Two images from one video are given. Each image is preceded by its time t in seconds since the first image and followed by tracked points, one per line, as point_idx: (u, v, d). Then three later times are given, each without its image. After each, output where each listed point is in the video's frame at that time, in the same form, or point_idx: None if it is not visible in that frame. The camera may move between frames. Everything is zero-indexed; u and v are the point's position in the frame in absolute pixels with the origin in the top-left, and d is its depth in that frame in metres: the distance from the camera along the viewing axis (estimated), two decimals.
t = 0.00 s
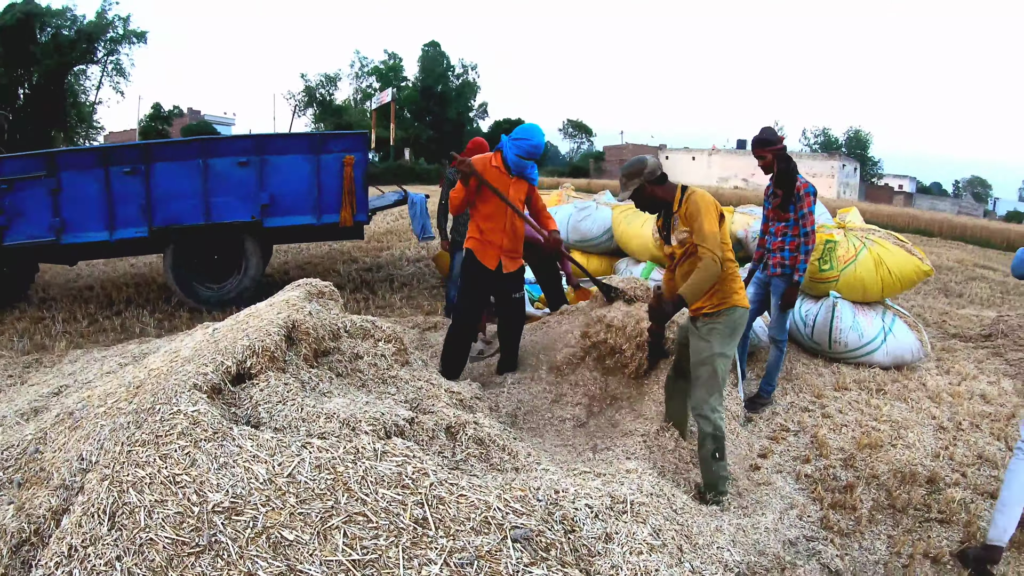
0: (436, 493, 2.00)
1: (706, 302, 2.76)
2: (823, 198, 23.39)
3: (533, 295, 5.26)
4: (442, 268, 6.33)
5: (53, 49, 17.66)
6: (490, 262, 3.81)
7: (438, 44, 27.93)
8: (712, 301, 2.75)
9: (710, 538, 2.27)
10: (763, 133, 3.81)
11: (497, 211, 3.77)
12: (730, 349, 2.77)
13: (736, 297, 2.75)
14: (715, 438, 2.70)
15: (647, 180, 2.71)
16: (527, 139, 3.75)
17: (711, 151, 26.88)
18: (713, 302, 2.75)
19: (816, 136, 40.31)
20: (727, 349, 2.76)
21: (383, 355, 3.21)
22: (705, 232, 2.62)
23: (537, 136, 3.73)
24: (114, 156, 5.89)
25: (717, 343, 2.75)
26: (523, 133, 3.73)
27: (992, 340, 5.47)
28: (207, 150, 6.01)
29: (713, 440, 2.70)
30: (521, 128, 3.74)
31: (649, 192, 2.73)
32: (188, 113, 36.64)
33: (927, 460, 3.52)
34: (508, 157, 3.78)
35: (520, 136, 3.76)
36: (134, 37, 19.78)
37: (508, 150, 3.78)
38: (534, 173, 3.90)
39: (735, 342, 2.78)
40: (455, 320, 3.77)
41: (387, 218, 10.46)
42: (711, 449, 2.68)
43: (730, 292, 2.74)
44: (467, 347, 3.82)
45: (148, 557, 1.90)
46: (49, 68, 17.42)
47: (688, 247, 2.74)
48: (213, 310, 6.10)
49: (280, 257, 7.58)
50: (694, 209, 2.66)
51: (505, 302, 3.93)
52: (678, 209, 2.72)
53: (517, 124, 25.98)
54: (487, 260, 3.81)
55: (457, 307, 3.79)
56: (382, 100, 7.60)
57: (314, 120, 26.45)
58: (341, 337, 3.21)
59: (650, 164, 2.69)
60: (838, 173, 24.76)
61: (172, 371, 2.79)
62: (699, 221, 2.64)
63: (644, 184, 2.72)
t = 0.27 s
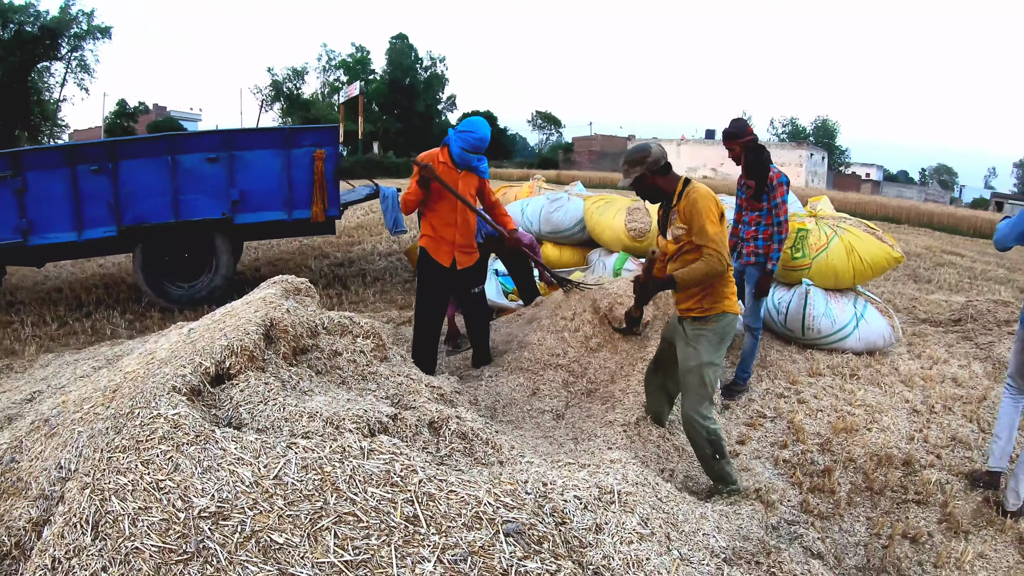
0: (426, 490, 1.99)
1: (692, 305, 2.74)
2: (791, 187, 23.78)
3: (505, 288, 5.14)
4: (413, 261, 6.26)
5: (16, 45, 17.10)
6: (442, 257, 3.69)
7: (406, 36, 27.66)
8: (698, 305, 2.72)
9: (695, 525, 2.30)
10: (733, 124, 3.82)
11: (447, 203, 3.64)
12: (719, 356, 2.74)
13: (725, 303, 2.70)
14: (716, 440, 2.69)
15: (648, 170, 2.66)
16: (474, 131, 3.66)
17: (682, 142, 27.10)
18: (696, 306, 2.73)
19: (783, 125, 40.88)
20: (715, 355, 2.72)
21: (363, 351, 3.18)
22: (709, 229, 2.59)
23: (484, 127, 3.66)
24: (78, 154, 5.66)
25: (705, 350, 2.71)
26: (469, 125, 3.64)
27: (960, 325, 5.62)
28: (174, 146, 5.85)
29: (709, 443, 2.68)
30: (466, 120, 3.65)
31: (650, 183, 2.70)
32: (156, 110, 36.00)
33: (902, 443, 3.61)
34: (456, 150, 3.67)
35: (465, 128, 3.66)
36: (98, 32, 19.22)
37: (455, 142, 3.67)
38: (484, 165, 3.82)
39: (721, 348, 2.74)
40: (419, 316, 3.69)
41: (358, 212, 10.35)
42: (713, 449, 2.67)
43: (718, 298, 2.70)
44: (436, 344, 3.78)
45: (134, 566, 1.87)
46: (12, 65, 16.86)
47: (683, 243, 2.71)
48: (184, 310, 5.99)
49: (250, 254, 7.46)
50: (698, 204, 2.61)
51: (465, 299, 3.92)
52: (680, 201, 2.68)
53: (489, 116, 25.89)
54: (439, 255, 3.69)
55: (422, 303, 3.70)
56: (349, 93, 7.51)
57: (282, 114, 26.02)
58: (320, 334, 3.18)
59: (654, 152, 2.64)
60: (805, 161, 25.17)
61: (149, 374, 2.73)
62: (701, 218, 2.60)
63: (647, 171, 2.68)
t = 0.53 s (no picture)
0: (411, 489, 1.98)
1: (711, 299, 2.67)
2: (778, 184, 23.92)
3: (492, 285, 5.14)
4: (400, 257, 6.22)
5: None
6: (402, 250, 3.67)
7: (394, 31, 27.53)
8: (717, 299, 2.66)
9: (680, 522, 2.31)
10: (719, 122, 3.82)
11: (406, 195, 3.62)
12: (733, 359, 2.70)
13: (739, 300, 2.67)
14: (720, 444, 2.71)
15: (677, 147, 2.69)
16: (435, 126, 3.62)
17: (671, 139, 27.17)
18: (717, 299, 2.66)
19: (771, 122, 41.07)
20: (729, 359, 2.69)
21: (349, 348, 3.17)
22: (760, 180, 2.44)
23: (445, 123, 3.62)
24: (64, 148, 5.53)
25: (720, 353, 2.67)
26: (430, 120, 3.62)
27: (945, 322, 5.68)
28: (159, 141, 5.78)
29: (715, 447, 2.70)
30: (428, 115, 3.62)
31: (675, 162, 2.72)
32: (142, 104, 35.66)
33: (887, 440, 3.65)
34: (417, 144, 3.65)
35: (428, 122, 3.64)
36: (84, 24, 18.95)
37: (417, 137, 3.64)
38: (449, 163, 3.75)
39: (734, 350, 2.71)
40: (394, 308, 3.71)
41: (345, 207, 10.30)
42: (713, 455, 2.68)
43: (735, 291, 2.66)
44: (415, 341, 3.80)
45: (121, 566, 1.86)
46: None
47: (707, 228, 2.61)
48: (170, 306, 5.93)
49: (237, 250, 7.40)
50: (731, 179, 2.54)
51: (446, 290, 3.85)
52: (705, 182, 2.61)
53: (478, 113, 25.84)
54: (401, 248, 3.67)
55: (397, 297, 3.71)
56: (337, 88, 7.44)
57: (269, 109, 25.81)
58: (305, 332, 3.16)
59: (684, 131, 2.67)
60: (792, 159, 25.30)
61: (136, 373, 2.71)
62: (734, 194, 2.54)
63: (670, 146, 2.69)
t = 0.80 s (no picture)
0: (385, 481, 1.94)
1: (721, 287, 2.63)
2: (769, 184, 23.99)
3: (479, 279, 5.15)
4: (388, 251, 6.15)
5: None
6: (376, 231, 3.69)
7: (385, 26, 27.40)
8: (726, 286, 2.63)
9: (662, 518, 2.27)
10: (704, 117, 3.81)
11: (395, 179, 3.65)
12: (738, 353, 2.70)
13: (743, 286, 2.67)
14: (720, 437, 2.67)
15: (667, 146, 2.67)
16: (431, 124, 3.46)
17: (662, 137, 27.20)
18: (728, 284, 2.62)
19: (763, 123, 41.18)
20: (736, 350, 2.69)
21: (330, 340, 3.11)
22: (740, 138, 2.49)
23: (441, 122, 3.45)
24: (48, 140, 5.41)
25: (730, 344, 2.67)
26: (428, 117, 3.46)
27: (933, 321, 5.67)
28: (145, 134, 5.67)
29: (717, 440, 2.66)
30: (427, 110, 3.47)
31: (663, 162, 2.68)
32: (133, 97, 35.39)
33: (873, 437, 3.63)
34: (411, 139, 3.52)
35: (425, 120, 3.47)
36: (74, 16, 18.74)
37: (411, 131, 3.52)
38: (440, 162, 3.61)
39: (741, 342, 2.72)
40: (377, 303, 3.70)
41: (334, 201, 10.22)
42: (715, 448, 2.63)
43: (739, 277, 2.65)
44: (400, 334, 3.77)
45: (93, 558, 1.81)
46: None
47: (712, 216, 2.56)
48: (156, 300, 5.78)
49: (223, 243, 7.31)
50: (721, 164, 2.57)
51: (430, 287, 3.80)
52: (698, 175, 2.57)
53: (470, 109, 25.74)
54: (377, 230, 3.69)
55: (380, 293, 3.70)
56: (329, 81, 7.34)
57: (260, 103, 25.65)
58: (287, 323, 3.10)
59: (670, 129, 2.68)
60: (782, 158, 25.38)
61: (114, 363, 2.65)
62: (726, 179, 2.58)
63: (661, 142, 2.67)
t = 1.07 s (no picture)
0: (370, 476, 1.90)
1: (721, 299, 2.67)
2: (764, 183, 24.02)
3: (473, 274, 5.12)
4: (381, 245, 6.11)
5: None
6: (393, 237, 3.66)
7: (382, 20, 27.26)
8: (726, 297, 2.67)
9: (652, 516, 2.24)
10: (699, 112, 3.79)
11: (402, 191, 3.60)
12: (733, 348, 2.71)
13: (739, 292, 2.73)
14: (708, 429, 2.66)
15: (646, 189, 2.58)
16: (449, 125, 3.47)
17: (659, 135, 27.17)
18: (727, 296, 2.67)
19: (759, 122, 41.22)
20: (732, 345, 2.70)
21: (320, 334, 3.08)
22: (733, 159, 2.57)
23: (460, 123, 3.46)
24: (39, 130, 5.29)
25: (726, 337, 2.68)
26: (446, 117, 3.46)
27: (926, 321, 5.67)
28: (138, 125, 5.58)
29: (705, 431, 2.64)
30: (446, 113, 3.48)
31: (646, 204, 2.62)
32: (127, 88, 35.18)
33: (865, 436, 3.62)
34: (426, 139, 3.48)
35: (444, 123, 3.48)
36: (68, 6, 18.57)
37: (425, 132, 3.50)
38: (451, 166, 3.55)
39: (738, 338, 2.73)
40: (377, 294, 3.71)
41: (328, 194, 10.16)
42: (704, 440, 2.62)
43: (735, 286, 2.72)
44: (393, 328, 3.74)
45: (75, 551, 1.77)
46: None
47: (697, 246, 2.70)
48: (148, 292, 5.71)
49: (216, 235, 7.25)
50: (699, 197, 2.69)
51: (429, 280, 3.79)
52: (678, 212, 2.73)
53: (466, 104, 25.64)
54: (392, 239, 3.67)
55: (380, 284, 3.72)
56: (324, 75, 7.27)
57: (255, 96, 25.51)
58: (276, 316, 3.06)
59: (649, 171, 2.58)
60: (778, 157, 25.39)
61: (100, 355, 2.60)
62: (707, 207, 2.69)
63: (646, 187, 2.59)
